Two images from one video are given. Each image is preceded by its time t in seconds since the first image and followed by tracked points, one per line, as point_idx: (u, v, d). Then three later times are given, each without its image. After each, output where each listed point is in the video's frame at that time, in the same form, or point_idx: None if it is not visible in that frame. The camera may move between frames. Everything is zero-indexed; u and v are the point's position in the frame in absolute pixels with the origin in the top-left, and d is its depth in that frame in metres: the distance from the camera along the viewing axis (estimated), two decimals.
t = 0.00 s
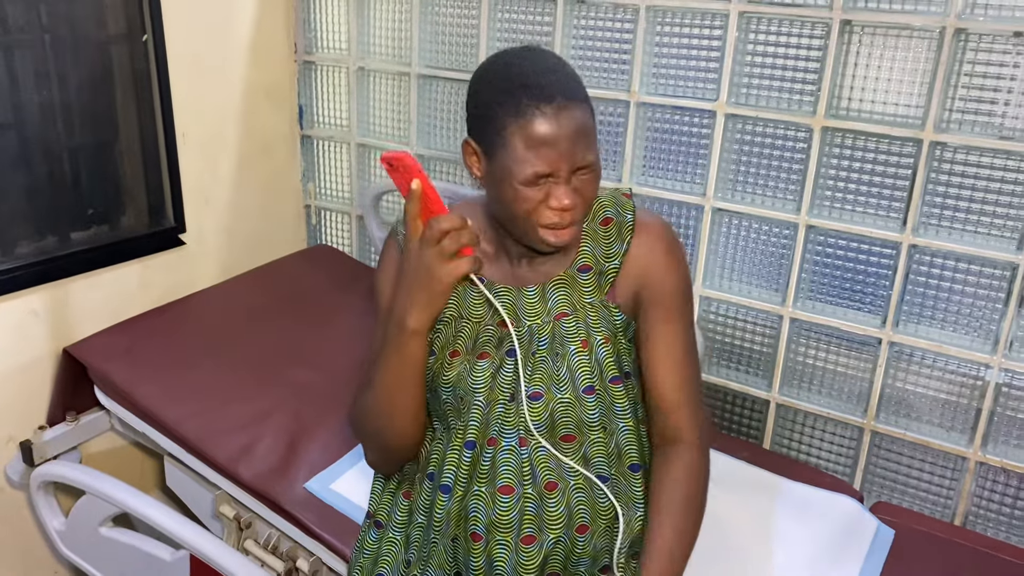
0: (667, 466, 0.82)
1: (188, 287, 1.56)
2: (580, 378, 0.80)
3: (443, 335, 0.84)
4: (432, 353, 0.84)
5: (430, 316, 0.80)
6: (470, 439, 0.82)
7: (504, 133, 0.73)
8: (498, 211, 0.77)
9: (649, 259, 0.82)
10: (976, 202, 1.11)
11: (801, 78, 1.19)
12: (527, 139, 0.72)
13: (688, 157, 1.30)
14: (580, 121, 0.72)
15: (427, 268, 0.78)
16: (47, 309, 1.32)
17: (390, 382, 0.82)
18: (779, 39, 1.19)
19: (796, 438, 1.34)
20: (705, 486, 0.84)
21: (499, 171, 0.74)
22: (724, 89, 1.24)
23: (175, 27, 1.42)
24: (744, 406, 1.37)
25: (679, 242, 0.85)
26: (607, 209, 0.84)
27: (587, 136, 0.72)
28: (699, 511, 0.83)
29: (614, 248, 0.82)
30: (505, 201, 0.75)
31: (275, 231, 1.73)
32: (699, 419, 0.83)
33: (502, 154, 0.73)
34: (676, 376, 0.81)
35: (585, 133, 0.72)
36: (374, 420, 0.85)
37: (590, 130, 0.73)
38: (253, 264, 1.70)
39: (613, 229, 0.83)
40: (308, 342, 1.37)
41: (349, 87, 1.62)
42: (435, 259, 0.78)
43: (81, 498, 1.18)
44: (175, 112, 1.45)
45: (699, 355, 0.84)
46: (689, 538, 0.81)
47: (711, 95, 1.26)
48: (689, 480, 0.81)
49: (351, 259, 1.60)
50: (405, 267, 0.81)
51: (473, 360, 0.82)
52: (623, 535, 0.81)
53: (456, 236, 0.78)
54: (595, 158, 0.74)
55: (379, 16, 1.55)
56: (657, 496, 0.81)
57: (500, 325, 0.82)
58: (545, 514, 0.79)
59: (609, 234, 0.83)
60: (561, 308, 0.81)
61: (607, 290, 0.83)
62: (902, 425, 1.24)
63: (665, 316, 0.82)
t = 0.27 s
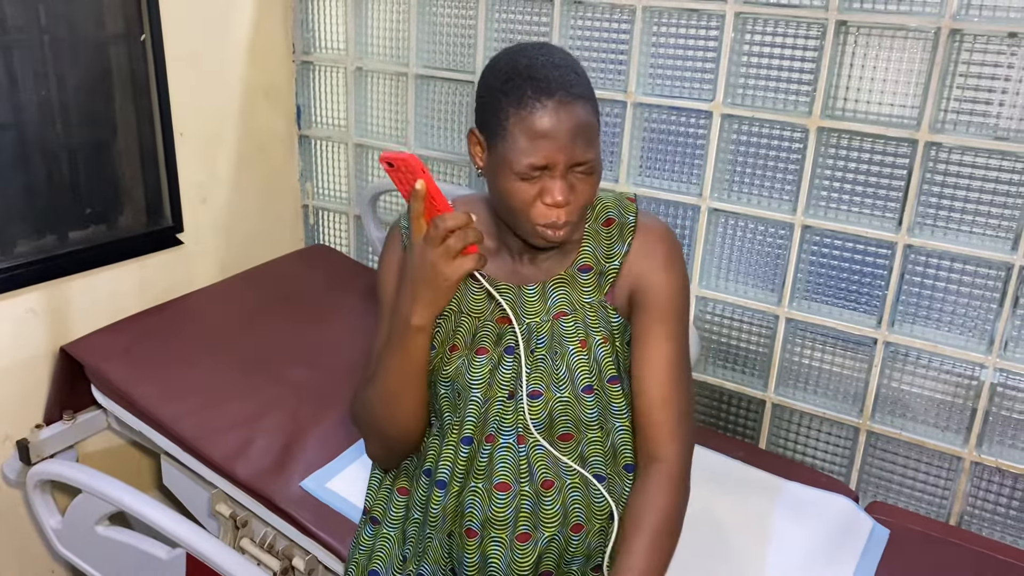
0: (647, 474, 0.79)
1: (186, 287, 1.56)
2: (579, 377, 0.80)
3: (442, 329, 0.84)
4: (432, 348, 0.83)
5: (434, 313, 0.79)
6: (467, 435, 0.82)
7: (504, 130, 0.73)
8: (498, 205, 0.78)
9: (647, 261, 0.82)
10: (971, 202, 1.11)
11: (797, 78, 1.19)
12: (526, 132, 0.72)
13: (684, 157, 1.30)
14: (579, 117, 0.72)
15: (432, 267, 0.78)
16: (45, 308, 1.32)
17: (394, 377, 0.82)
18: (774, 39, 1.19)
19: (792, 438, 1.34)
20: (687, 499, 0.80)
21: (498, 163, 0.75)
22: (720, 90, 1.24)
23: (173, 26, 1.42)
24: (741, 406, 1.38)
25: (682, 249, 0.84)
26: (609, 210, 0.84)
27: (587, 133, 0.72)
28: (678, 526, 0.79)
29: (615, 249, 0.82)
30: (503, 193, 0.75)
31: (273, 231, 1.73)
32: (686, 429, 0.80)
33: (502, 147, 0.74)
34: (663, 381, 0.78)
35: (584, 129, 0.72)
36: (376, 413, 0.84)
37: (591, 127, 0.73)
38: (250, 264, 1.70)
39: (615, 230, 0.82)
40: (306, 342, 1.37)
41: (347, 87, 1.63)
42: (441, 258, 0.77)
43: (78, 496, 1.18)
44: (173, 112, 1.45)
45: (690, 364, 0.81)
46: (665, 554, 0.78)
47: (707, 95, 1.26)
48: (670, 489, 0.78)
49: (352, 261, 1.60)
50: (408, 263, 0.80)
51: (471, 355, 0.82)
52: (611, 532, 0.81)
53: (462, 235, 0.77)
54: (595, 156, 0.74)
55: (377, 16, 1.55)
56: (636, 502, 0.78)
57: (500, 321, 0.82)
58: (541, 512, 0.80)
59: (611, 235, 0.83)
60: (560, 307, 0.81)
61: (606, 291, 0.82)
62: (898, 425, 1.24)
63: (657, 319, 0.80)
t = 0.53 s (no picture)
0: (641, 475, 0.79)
1: (185, 286, 1.56)
2: (579, 378, 0.80)
3: (442, 329, 0.84)
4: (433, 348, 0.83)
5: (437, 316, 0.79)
6: (467, 436, 0.82)
7: (503, 128, 0.73)
8: (500, 202, 0.77)
9: (648, 261, 0.81)
10: (969, 202, 1.11)
11: (796, 78, 1.19)
12: (528, 128, 0.72)
13: (683, 157, 1.31)
14: (581, 112, 0.72)
15: (436, 271, 0.78)
16: (44, 308, 1.32)
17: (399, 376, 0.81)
18: (773, 39, 1.19)
19: (791, 438, 1.34)
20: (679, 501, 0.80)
21: (500, 159, 0.75)
22: (719, 89, 1.24)
23: (172, 27, 1.42)
24: (739, 406, 1.38)
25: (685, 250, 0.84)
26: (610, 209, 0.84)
27: (589, 129, 0.73)
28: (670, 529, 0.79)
29: (617, 248, 0.82)
30: (506, 190, 0.75)
31: (272, 230, 1.73)
32: (681, 431, 0.80)
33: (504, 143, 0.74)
34: (661, 383, 0.78)
35: (586, 125, 0.72)
36: (379, 412, 0.84)
37: (593, 123, 0.73)
38: (249, 264, 1.70)
39: (616, 229, 0.82)
40: (304, 341, 1.37)
41: (346, 87, 1.63)
42: (445, 262, 0.77)
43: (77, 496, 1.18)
44: (172, 112, 1.45)
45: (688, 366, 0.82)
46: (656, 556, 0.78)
47: (706, 95, 1.26)
48: (664, 492, 0.78)
49: (352, 261, 1.61)
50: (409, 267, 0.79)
51: (472, 355, 0.82)
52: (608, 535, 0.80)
53: (466, 239, 0.77)
54: (596, 152, 0.74)
55: (376, 17, 1.55)
56: (630, 503, 0.78)
57: (500, 321, 0.82)
58: (540, 513, 0.80)
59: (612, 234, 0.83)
60: (561, 307, 0.80)
61: (607, 290, 0.82)
62: (897, 425, 1.24)
63: (657, 321, 0.80)
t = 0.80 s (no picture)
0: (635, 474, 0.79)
1: (182, 286, 1.56)
2: (573, 377, 0.79)
3: (437, 328, 0.84)
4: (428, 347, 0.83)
5: (430, 304, 0.79)
6: (461, 435, 0.81)
7: (497, 125, 0.73)
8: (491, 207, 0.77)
9: (643, 261, 0.81)
10: (966, 199, 1.11)
11: (793, 76, 1.19)
12: (518, 137, 0.72)
13: (680, 155, 1.30)
14: (573, 120, 0.72)
15: (431, 255, 0.78)
16: (40, 307, 1.32)
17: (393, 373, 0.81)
18: (770, 36, 1.19)
19: (789, 436, 1.34)
20: (671, 501, 0.81)
21: (491, 167, 0.74)
22: (716, 87, 1.24)
23: (169, 25, 1.42)
24: (737, 405, 1.37)
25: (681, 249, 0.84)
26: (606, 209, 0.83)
27: (580, 138, 0.72)
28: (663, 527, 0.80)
29: (613, 248, 0.81)
30: (497, 197, 0.75)
31: (269, 229, 1.73)
32: (674, 431, 0.80)
33: (496, 149, 0.73)
34: (655, 384, 0.79)
35: (577, 133, 0.72)
36: (373, 411, 0.84)
37: (585, 132, 0.72)
38: (246, 263, 1.70)
39: (612, 229, 0.82)
40: (301, 340, 1.37)
41: (343, 85, 1.62)
42: (440, 245, 0.77)
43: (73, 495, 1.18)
44: (169, 111, 1.45)
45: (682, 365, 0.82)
46: (649, 555, 0.79)
47: (703, 93, 1.26)
48: (657, 492, 0.79)
49: (349, 260, 1.60)
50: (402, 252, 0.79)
51: (467, 354, 0.81)
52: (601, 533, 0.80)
53: (462, 222, 0.78)
54: (588, 159, 0.74)
55: (373, 15, 1.55)
56: (623, 503, 0.79)
57: (495, 319, 0.82)
58: (534, 512, 0.79)
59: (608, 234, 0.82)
60: (556, 307, 0.80)
61: (602, 290, 0.82)
62: (894, 423, 1.24)
63: (651, 321, 0.80)
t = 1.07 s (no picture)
0: (628, 474, 0.80)
1: (180, 285, 1.56)
2: (567, 376, 0.80)
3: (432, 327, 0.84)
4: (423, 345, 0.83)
5: (435, 299, 0.80)
6: (456, 433, 0.82)
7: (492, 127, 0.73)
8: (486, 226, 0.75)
9: (636, 261, 0.81)
10: (961, 198, 1.12)
11: (788, 75, 1.19)
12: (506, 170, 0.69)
13: (677, 155, 1.31)
14: (562, 149, 0.69)
15: (438, 250, 0.79)
16: (39, 307, 1.32)
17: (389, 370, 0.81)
18: (765, 36, 1.20)
19: (785, 434, 1.34)
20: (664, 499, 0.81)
21: (480, 195, 0.72)
22: (712, 87, 1.24)
23: (167, 25, 1.43)
24: (733, 403, 1.38)
25: (675, 249, 0.84)
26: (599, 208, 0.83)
27: (569, 165, 0.69)
28: (657, 525, 0.81)
29: (606, 247, 0.81)
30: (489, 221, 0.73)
31: (267, 228, 1.73)
32: (667, 430, 0.81)
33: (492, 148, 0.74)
34: (649, 383, 0.79)
35: (566, 161, 0.69)
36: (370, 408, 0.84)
37: (574, 155, 0.70)
38: (244, 262, 1.70)
39: (605, 228, 0.81)
40: (299, 340, 1.37)
41: (341, 85, 1.63)
42: (448, 240, 0.79)
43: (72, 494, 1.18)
44: (167, 111, 1.45)
45: (675, 364, 0.82)
46: (643, 553, 0.80)
47: (699, 92, 1.27)
48: (650, 490, 0.79)
49: (346, 259, 1.61)
50: (409, 248, 0.80)
51: (461, 352, 0.82)
52: (597, 532, 0.81)
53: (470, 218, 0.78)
54: (579, 180, 0.71)
55: (371, 15, 1.56)
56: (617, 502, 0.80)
57: (489, 318, 0.82)
58: (529, 510, 0.80)
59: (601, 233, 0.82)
60: (550, 306, 0.81)
61: (596, 289, 0.82)
62: (890, 421, 1.25)
63: (645, 321, 0.80)
